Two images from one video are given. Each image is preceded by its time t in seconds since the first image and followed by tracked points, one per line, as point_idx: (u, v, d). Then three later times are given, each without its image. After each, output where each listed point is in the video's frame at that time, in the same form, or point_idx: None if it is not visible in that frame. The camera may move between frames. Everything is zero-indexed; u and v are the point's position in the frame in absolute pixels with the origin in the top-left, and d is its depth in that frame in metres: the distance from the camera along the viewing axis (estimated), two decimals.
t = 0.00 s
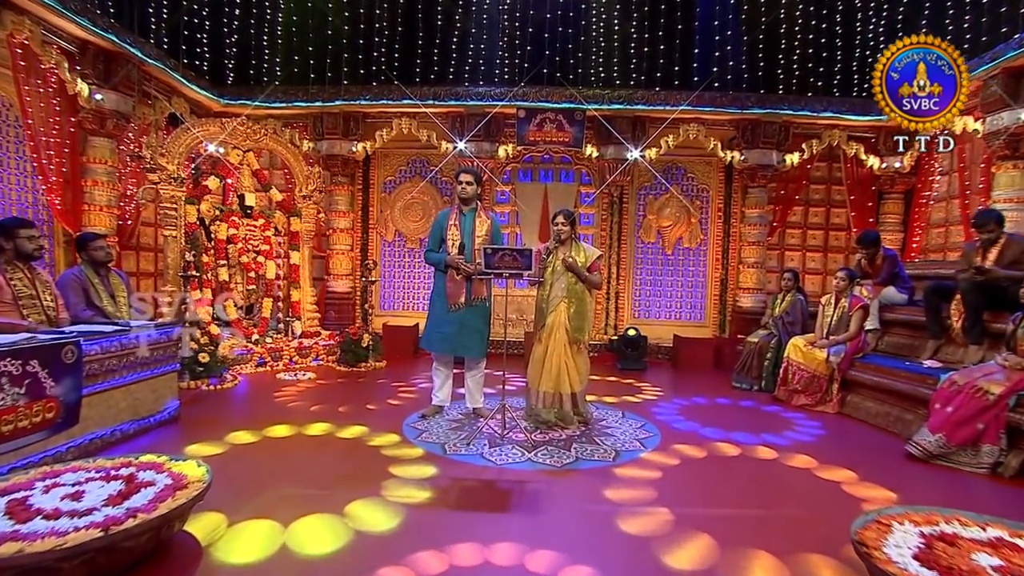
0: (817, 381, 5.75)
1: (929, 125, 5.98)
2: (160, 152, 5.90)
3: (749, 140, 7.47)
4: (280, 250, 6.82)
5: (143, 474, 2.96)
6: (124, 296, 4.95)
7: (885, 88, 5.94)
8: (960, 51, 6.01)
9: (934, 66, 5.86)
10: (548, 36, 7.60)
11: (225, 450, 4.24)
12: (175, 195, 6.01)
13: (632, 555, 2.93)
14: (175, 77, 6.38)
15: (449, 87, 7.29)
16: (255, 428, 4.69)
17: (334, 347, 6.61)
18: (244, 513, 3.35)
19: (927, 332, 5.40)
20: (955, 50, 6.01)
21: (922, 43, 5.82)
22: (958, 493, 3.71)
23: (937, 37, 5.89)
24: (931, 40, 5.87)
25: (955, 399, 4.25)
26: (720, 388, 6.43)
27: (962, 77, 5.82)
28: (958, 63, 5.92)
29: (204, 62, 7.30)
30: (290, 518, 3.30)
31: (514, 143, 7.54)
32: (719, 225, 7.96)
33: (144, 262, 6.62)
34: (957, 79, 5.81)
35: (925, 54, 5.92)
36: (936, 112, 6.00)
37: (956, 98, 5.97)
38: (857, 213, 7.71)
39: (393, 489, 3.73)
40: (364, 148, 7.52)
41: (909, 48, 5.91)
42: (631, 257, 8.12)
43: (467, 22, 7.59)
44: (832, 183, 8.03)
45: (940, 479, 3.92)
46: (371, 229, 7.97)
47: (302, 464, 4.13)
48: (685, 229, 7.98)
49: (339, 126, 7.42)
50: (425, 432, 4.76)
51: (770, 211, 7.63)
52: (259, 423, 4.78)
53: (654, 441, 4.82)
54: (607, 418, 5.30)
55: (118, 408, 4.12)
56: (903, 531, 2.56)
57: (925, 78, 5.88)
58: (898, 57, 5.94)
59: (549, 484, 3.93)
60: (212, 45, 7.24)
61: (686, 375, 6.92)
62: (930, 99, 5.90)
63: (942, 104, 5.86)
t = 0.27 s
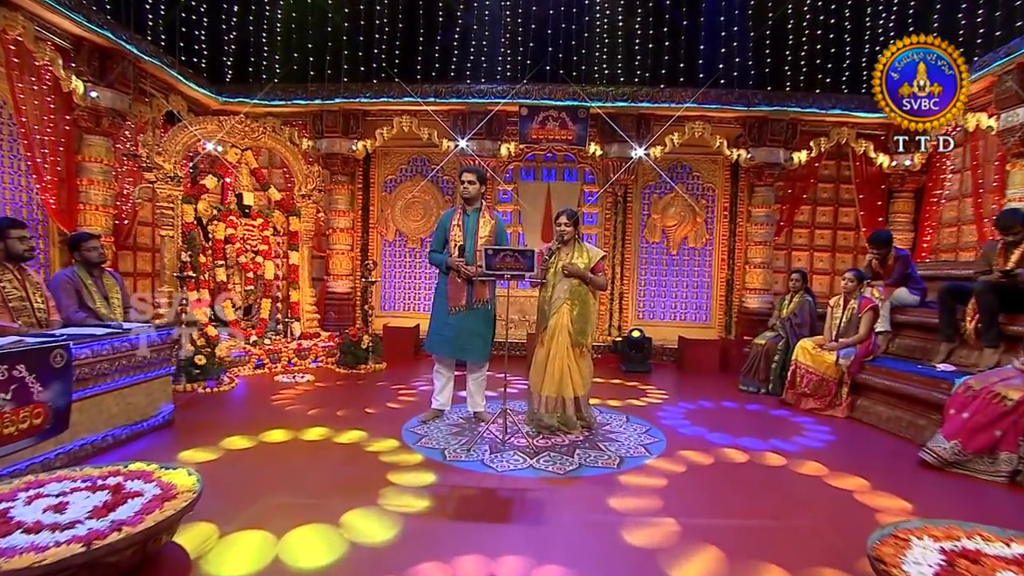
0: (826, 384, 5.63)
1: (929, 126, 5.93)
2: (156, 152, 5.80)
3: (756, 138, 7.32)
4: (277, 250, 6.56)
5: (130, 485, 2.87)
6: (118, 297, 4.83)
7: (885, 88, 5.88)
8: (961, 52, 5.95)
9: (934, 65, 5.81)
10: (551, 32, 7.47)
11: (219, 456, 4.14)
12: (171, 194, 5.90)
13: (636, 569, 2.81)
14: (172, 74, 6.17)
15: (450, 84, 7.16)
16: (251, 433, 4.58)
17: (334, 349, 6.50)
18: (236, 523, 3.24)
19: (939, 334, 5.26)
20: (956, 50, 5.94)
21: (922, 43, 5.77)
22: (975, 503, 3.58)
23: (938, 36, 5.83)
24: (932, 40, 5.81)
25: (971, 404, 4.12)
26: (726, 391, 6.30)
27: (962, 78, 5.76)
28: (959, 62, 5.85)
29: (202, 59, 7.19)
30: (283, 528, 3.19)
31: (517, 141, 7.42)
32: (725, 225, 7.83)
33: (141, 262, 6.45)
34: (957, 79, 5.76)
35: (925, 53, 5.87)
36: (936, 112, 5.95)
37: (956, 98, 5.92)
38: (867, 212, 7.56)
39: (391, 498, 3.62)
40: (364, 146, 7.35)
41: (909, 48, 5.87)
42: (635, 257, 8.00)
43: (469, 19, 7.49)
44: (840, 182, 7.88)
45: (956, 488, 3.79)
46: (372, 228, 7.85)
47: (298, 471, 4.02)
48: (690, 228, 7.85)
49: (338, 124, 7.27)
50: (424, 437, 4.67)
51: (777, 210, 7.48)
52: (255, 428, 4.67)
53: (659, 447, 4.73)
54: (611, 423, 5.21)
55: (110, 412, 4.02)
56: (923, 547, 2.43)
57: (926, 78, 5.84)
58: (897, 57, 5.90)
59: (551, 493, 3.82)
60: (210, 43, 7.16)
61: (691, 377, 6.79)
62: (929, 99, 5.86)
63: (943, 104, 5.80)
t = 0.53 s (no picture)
0: (837, 389, 5.49)
1: (929, 125, 5.98)
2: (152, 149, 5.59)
3: (764, 135, 7.16)
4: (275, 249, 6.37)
5: (114, 497, 2.76)
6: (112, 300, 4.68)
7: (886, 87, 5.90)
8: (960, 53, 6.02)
9: (935, 65, 5.87)
10: (555, 27, 7.24)
11: (213, 463, 4.02)
12: (168, 194, 5.72)
13: None
14: (169, 71, 5.97)
15: (451, 81, 7.01)
16: (246, 439, 4.45)
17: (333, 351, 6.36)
18: (226, 535, 3.11)
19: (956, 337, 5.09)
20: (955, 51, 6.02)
21: (924, 43, 5.83)
22: (998, 515, 3.43)
23: (937, 37, 5.93)
24: (932, 40, 5.89)
25: (992, 412, 3.96)
26: (734, 395, 6.15)
27: (962, 77, 5.83)
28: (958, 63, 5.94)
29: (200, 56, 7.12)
30: (275, 541, 3.07)
31: (520, 139, 7.28)
32: (733, 224, 7.67)
33: (138, 262, 6.27)
34: (957, 79, 5.82)
35: (925, 54, 5.94)
36: (935, 112, 6.01)
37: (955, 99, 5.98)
38: (878, 211, 7.39)
39: (388, 509, 3.49)
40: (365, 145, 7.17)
41: (910, 48, 5.93)
42: (641, 257, 7.85)
43: (471, 14, 7.28)
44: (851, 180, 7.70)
45: (976, 499, 3.64)
46: (372, 228, 7.72)
47: (293, 480, 3.89)
48: (697, 228, 7.69)
49: (338, 122, 7.12)
50: (424, 443, 4.54)
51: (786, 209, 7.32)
52: (250, 433, 4.55)
53: (666, 454, 4.61)
54: (616, 429, 5.09)
55: (99, 418, 3.89)
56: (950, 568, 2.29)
57: (926, 78, 5.89)
58: (898, 57, 5.94)
59: (554, 503, 3.68)
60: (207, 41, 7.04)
61: (698, 380, 6.65)
62: (930, 99, 5.90)
63: (943, 103, 5.85)
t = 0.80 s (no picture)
0: (850, 393, 5.33)
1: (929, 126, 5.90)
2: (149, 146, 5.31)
3: (775, 131, 6.98)
4: (275, 248, 6.24)
5: (98, 510, 2.65)
6: (105, 301, 4.57)
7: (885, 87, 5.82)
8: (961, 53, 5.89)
9: (935, 65, 5.78)
10: (560, 22, 7.09)
11: (206, 470, 3.90)
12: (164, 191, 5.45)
13: None
14: (165, 66, 5.80)
15: (454, 77, 6.86)
16: (241, 444, 4.33)
17: (333, 352, 6.23)
18: (216, 548, 2.98)
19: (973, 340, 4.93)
20: (956, 50, 5.91)
21: (924, 43, 5.72)
22: None
23: (938, 36, 5.80)
24: (932, 40, 5.77)
25: (1015, 419, 3.80)
26: (743, 399, 5.99)
27: (963, 78, 5.73)
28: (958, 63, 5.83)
29: (197, 51, 7.00)
30: (267, 555, 2.94)
31: (523, 136, 7.13)
32: (741, 223, 7.51)
33: (135, 262, 6.10)
34: (957, 80, 5.72)
35: (925, 53, 5.83)
36: (935, 112, 5.92)
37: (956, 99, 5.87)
38: (892, 208, 7.16)
39: (386, 520, 3.36)
40: (365, 142, 7.02)
41: (910, 48, 5.82)
42: (647, 257, 7.69)
43: (474, 8, 7.05)
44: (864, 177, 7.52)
45: (1000, 511, 3.49)
46: (374, 227, 7.59)
47: (289, 488, 3.77)
48: (704, 226, 7.53)
49: (339, 119, 6.99)
50: (424, 449, 4.42)
51: (796, 207, 7.16)
52: (246, 438, 4.42)
53: (673, 461, 4.48)
54: (622, 434, 4.98)
55: (89, 423, 3.77)
56: None
57: (926, 78, 5.79)
58: (897, 57, 5.85)
59: (559, 513, 3.54)
60: (206, 37, 6.92)
61: (706, 383, 6.50)
62: (929, 99, 5.81)
63: (943, 104, 5.77)
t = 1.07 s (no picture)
0: (863, 397, 5.19)
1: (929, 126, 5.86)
2: (147, 144, 5.13)
3: (785, 128, 6.83)
4: (275, 248, 6.14)
5: (84, 521, 2.57)
6: (101, 301, 4.46)
7: (886, 87, 5.76)
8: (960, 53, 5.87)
9: (934, 66, 5.77)
10: (564, 17, 6.96)
11: (201, 476, 3.80)
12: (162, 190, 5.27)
13: None
14: (163, 62, 5.69)
15: (457, 73, 6.74)
16: (239, 448, 4.23)
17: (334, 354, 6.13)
18: (209, 559, 2.87)
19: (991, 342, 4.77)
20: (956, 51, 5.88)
21: (923, 43, 5.72)
22: None
23: (937, 37, 5.79)
24: (930, 40, 5.77)
25: None
26: (753, 403, 5.86)
27: (962, 78, 5.73)
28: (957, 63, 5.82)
29: (197, 48, 6.91)
30: (261, 566, 2.84)
31: (527, 134, 7.00)
32: (750, 222, 7.36)
33: (133, 262, 6.01)
34: (957, 79, 5.70)
35: (924, 54, 5.82)
36: (934, 113, 5.89)
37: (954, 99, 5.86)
38: (905, 205, 6.86)
39: (385, 529, 3.26)
40: (367, 140, 6.92)
41: (909, 48, 5.82)
42: (653, 256, 7.55)
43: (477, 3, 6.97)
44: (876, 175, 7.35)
45: None
46: (375, 226, 7.47)
47: (286, 495, 3.66)
48: (712, 226, 7.39)
49: (340, 116, 6.88)
50: (425, 455, 4.31)
51: (806, 206, 7.01)
52: (243, 443, 4.32)
53: (681, 467, 4.36)
54: (629, 439, 4.87)
55: (81, 428, 3.67)
56: None
57: (925, 78, 5.76)
58: (897, 57, 5.81)
59: (564, 522, 3.43)
60: (205, 33, 6.84)
61: (713, 385, 6.38)
62: (929, 99, 5.79)
63: (942, 104, 5.76)
